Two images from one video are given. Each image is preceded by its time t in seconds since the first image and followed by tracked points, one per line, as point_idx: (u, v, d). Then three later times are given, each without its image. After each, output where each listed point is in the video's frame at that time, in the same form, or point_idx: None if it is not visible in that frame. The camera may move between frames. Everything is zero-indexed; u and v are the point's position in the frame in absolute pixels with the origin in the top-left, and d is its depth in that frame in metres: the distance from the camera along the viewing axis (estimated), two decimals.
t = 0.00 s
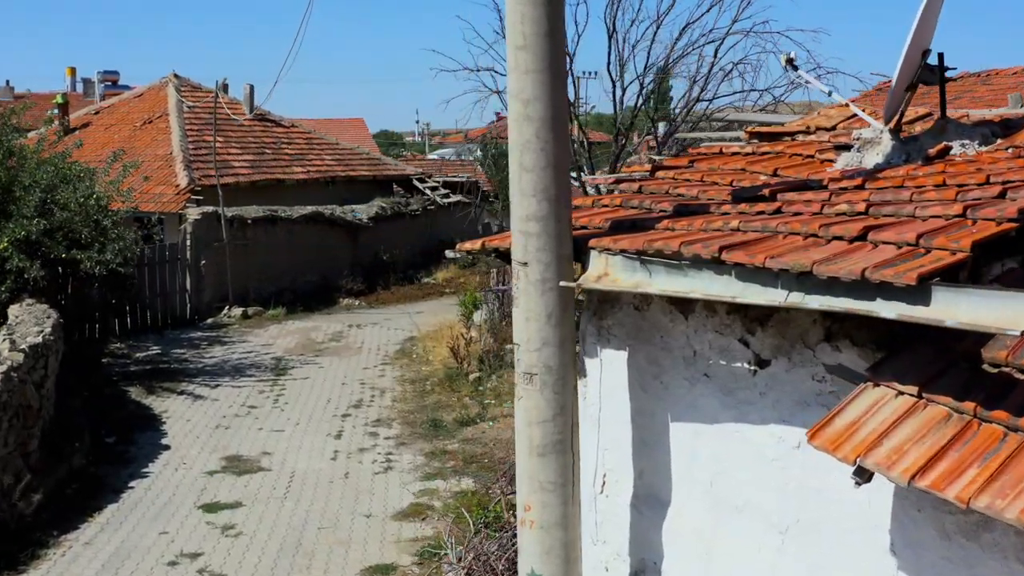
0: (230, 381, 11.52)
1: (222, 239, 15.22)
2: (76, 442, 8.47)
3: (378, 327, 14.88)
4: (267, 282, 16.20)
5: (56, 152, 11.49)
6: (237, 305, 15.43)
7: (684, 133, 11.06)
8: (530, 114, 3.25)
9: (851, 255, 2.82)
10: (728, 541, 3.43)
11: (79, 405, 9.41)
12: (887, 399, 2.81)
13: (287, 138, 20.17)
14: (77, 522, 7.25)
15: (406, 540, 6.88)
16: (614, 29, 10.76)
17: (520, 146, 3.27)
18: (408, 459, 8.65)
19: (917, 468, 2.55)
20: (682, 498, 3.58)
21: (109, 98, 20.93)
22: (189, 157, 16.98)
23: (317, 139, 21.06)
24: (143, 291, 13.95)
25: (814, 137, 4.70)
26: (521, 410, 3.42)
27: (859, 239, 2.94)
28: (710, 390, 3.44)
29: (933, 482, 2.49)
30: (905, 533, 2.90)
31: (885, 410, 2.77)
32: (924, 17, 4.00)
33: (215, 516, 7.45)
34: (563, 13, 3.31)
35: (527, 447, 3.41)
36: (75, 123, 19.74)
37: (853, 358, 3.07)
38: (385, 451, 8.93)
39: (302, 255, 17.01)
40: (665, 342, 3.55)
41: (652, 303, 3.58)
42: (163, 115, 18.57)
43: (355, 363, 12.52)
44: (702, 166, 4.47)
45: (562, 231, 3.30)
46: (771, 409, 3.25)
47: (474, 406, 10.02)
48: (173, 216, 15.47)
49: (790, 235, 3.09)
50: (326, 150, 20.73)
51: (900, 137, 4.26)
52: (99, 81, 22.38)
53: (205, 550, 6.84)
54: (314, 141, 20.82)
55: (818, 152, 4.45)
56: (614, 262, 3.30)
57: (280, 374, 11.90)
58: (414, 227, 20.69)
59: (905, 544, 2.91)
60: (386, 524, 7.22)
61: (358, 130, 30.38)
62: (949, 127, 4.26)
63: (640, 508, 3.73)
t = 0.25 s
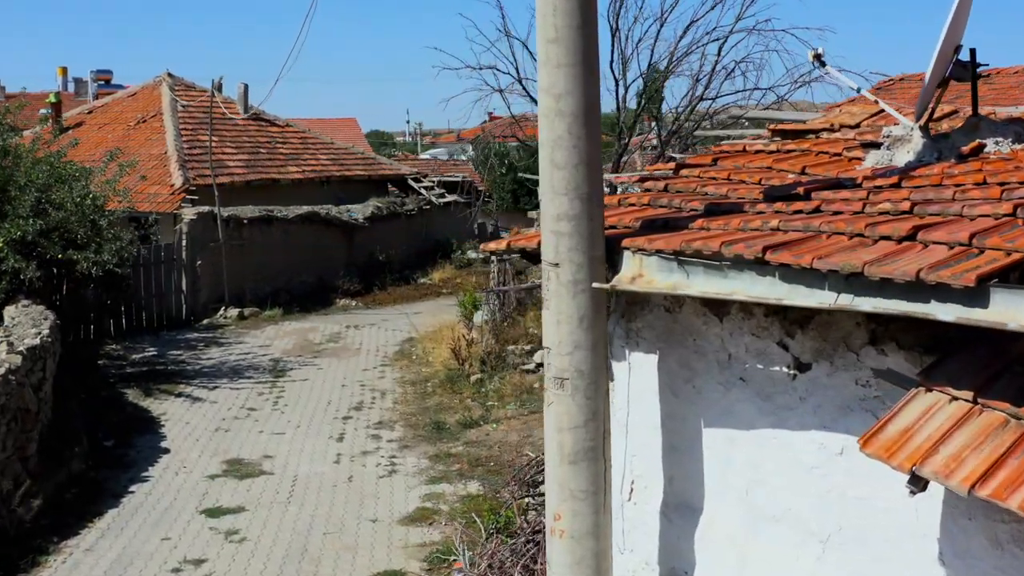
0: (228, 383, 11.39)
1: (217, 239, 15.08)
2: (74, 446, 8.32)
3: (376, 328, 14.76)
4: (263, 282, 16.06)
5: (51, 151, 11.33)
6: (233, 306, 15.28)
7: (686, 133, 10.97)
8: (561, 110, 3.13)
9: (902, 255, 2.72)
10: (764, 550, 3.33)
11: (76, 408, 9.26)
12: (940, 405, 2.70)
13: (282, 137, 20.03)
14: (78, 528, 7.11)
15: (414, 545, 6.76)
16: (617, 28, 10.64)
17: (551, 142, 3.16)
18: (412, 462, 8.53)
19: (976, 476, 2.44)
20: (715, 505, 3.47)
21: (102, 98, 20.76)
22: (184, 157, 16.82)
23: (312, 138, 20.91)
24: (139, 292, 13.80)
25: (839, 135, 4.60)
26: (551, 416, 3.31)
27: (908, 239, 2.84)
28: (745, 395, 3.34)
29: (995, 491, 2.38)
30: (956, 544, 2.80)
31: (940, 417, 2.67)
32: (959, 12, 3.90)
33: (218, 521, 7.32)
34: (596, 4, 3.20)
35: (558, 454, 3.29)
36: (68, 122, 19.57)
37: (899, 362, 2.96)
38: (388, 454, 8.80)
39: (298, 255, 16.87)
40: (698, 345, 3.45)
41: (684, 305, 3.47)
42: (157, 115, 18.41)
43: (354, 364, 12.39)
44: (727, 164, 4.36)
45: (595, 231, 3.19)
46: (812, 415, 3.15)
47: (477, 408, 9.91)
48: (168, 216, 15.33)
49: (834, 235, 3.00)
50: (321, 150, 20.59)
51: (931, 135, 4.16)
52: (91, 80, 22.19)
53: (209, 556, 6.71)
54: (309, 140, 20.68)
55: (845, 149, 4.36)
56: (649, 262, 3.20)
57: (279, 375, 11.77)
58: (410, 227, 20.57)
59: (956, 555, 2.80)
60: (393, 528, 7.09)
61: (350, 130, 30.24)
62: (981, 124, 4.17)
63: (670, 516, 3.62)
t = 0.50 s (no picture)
0: (227, 385, 11.24)
1: (213, 239, 14.94)
2: (73, 450, 8.18)
3: (374, 329, 14.64)
4: (259, 282, 15.92)
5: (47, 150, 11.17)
6: (229, 307, 15.13)
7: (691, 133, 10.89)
8: (597, 105, 3.01)
9: (957, 255, 2.62)
10: (804, 559, 3.23)
11: (74, 411, 9.11)
12: (999, 412, 2.60)
13: (277, 136, 19.88)
14: (78, 534, 6.97)
15: (423, 550, 6.64)
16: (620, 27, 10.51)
17: (586, 138, 3.04)
18: (417, 465, 8.39)
19: None
20: (753, 513, 3.38)
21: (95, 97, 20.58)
22: (179, 156, 16.67)
23: (307, 138, 20.77)
24: (134, 293, 13.64)
25: (866, 133, 4.51)
26: (584, 423, 3.20)
27: (961, 238, 2.73)
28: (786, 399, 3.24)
29: None
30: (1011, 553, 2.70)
31: (1000, 424, 2.56)
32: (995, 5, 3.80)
33: (222, 526, 7.18)
34: None
35: (591, 461, 3.18)
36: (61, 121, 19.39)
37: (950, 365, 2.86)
38: (392, 456, 8.67)
39: (294, 255, 16.74)
40: (734, 348, 3.34)
41: (719, 307, 3.37)
42: (151, 114, 18.24)
43: (353, 365, 12.26)
44: (753, 161, 4.26)
45: (631, 230, 3.08)
46: (857, 420, 3.05)
47: (480, 410, 9.79)
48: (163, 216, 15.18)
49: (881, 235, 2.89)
50: (316, 149, 20.45)
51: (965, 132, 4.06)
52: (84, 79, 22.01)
53: (213, 562, 6.57)
54: (304, 140, 20.53)
55: (874, 147, 4.26)
56: (688, 263, 3.09)
57: (278, 377, 11.64)
58: (405, 227, 20.45)
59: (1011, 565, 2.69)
60: (400, 533, 6.96)
61: (344, 130, 30.09)
62: (1016, 121, 4.07)
63: (704, 524, 3.51)
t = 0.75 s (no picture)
0: (226, 387, 11.11)
1: (210, 240, 14.80)
2: (73, 454, 8.03)
3: (372, 330, 14.51)
4: (256, 283, 15.78)
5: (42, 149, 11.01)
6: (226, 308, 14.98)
7: (697, 132, 10.71)
8: (638, 99, 2.90)
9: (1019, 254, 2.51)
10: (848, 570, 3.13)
11: (72, 415, 8.96)
12: None
13: (272, 136, 19.74)
14: (79, 540, 6.83)
15: (433, 556, 6.52)
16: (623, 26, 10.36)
17: (626, 134, 2.92)
18: (422, 468, 8.26)
19: None
20: (793, 522, 3.28)
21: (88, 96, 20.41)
22: (174, 156, 16.51)
23: (302, 137, 20.63)
24: (130, 294, 13.49)
25: (895, 131, 4.41)
26: (622, 430, 3.08)
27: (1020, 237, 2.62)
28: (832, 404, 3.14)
29: None
30: None
31: None
32: None
33: (226, 532, 7.05)
34: None
35: (629, 469, 3.07)
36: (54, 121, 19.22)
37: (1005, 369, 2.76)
38: (396, 460, 8.54)
39: (290, 255, 16.60)
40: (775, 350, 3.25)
41: (758, 309, 3.27)
42: (146, 113, 18.09)
43: (353, 367, 12.13)
44: (782, 159, 4.15)
45: (672, 230, 2.96)
46: (907, 426, 2.95)
47: (484, 412, 9.68)
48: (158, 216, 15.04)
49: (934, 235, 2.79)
50: (311, 149, 20.31)
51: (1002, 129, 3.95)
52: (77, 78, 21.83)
53: (219, 569, 6.44)
54: (299, 140, 20.39)
55: (907, 145, 4.17)
56: (730, 263, 2.98)
57: (277, 379, 11.50)
58: (401, 227, 20.33)
59: None
60: (408, 538, 6.84)
61: (337, 130, 29.95)
62: None
63: (739, 532, 3.40)
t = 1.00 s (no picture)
0: (223, 389, 10.96)
1: (205, 240, 14.65)
2: (71, 458, 7.88)
3: (369, 331, 14.38)
4: (251, 284, 15.63)
5: (37, 148, 10.85)
6: (222, 309, 14.83)
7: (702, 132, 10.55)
8: (682, 92, 2.84)
9: None
10: None
11: (70, 418, 8.81)
12: None
13: (266, 135, 19.59)
14: (80, 547, 6.68)
15: (443, 562, 6.40)
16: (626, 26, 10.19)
17: (668, 128, 2.86)
18: (427, 472, 8.13)
19: None
20: (835, 529, 3.33)
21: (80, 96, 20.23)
22: (168, 155, 16.35)
23: (296, 137, 20.49)
24: (124, 295, 13.33)
25: (927, 128, 4.30)
26: (664, 438, 3.01)
27: None
28: (875, 410, 3.20)
29: None
30: None
31: None
32: None
33: (230, 538, 6.91)
34: None
35: (671, 479, 2.99)
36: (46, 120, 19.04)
37: None
38: (401, 463, 8.41)
39: (285, 255, 16.46)
40: (818, 355, 3.31)
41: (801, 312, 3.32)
42: (139, 113, 17.93)
43: (352, 368, 11.99)
44: (813, 157, 4.04)
45: (715, 229, 2.89)
46: (960, 431, 3.00)
47: (488, 414, 9.56)
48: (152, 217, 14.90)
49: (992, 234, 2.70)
50: (305, 148, 20.16)
51: None
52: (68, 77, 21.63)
53: None
54: (293, 139, 20.24)
55: (940, 142, 4.06)
56: (775, 264, 2.92)
57: (276, 381, 11.36)
58: (396, 227, 20.20)
59: None
60: (417, 544, 6.72)
61: (330, 130, 29.77)
62: None
63: (778, 541, 3.46)
